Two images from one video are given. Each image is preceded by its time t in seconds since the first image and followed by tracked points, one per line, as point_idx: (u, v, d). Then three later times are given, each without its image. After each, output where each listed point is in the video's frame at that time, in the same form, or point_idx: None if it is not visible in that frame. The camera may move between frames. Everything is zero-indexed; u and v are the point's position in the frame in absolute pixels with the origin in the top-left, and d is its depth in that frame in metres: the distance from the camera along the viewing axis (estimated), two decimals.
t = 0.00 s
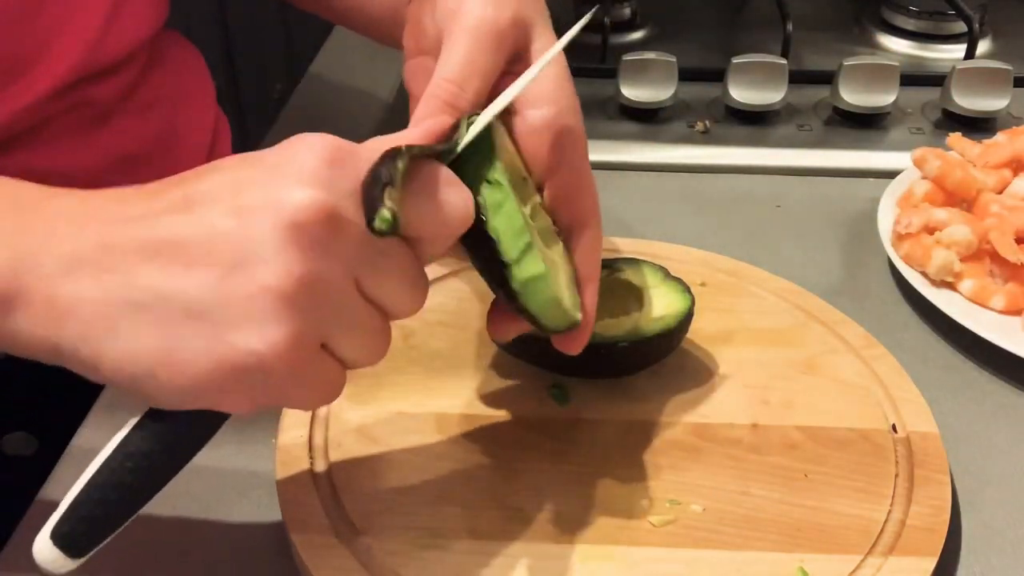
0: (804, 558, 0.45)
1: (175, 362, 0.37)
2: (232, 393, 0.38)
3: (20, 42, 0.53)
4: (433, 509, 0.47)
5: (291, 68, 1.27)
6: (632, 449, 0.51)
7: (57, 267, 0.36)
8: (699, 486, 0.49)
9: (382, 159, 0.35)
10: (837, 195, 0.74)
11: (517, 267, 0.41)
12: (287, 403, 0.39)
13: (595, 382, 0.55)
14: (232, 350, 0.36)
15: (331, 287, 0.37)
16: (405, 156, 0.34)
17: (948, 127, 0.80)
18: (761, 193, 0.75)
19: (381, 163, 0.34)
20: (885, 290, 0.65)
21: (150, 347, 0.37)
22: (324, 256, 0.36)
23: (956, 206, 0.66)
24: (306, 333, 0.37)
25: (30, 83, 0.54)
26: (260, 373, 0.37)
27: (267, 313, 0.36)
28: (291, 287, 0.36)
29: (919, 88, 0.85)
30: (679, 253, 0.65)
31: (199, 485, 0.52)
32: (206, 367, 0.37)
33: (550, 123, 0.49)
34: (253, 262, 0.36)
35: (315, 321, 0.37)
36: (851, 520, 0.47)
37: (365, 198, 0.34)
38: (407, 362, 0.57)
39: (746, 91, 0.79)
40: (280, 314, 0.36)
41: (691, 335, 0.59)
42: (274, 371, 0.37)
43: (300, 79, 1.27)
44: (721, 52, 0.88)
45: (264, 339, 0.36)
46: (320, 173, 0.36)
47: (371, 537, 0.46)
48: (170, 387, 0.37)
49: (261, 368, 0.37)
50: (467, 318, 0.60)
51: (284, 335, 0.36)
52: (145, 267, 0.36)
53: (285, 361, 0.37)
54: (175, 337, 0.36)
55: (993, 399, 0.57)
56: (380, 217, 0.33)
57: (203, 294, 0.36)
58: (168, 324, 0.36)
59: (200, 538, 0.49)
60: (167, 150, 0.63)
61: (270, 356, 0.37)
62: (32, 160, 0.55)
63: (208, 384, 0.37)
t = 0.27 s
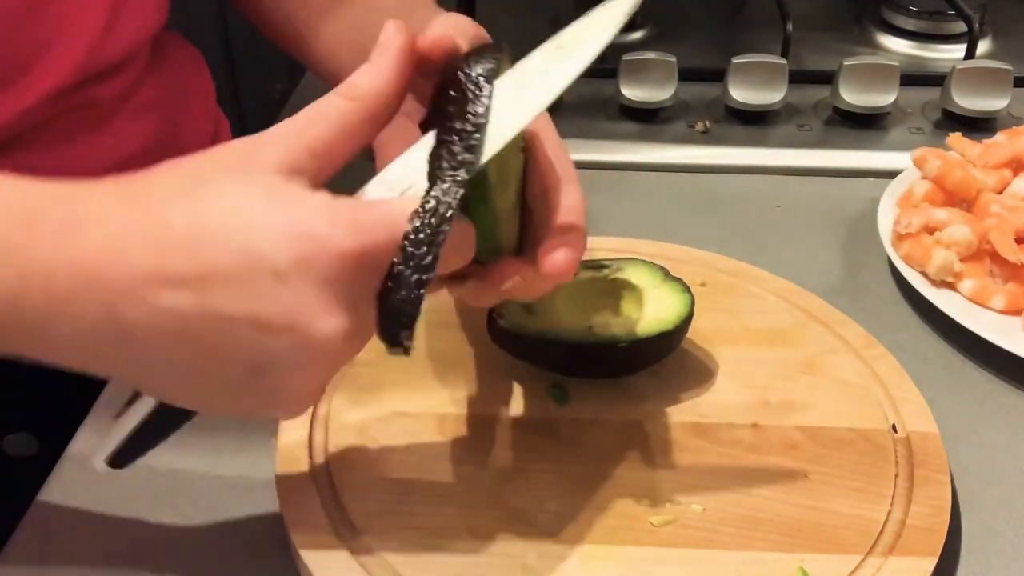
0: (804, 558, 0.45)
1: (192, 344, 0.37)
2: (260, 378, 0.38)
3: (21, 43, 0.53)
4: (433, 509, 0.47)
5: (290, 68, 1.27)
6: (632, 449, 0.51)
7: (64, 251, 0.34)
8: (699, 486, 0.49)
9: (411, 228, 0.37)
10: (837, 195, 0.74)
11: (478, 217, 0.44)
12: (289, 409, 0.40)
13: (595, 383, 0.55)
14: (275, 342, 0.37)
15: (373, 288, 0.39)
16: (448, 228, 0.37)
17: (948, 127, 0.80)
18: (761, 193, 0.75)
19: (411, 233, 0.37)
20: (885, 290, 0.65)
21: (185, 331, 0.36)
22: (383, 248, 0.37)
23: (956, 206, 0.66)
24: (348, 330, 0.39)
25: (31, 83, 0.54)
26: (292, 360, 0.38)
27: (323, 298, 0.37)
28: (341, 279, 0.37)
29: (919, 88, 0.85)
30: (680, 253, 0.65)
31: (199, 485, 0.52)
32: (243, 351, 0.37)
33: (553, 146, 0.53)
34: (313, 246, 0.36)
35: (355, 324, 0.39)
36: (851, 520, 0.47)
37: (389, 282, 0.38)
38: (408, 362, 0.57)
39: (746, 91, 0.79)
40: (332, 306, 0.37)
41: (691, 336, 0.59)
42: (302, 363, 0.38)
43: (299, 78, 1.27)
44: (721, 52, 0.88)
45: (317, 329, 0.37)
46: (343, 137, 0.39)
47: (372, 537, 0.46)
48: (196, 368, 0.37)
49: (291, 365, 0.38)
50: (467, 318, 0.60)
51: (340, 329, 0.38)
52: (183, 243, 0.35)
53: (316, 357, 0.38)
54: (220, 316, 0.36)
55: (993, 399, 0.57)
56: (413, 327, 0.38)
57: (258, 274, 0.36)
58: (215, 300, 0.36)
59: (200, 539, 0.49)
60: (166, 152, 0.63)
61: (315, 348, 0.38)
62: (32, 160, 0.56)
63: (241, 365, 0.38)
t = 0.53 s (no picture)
0: (804, 558, 0.45)
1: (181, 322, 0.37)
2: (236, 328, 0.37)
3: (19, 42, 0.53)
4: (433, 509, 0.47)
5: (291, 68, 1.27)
6: (632, 449, 0.51)
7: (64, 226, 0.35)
8: (699, 486, 0.49)
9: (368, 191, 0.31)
10: (837, 195, 0.74)
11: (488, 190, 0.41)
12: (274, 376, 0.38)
13: (595, 384, 0.55)
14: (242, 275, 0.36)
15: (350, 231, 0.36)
16: (399, 195, 0.31)
17: (948, 127, 0.80)
18: (761, 193, 0.75)
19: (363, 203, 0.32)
20: (885, 290, 0.65)
21: (161, 283, 0.36)
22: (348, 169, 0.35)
23: (956, 206, 0.66)
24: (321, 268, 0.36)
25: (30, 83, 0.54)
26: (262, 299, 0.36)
27: (288, 225, 0.35)
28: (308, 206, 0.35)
29: (919, 88, 0.85)
30: (679, 253, 0.65)
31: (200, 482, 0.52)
32: (212, 290, 0.36)
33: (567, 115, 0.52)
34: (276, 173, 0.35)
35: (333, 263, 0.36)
36: (851, 520, 0.47)
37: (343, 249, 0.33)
38: (409, 363, 0.57)
39: (746, 91, 0.79)
40: (297, 236, 0.35)
41: (691, 336, 0.59)
42: (301, 340, 0.38)
43: (300, 78, 1.27)
44: (721, 52, 0.89)
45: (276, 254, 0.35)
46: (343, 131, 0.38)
47: (372, 536, 0.46)
48: (176, 322, 0.37)
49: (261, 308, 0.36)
50: (467, 318, 0.60)
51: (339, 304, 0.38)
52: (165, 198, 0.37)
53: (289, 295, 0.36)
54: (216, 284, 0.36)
55: (993, 399, 0.57)
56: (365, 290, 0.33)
57: (224, 207, 0.36)
58: (184, 240, 0.36)
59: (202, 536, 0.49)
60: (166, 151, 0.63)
61: (284, 284, 0.36)
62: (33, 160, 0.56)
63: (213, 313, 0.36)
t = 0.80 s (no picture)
0: (804, 558, 0.45)
1: (167, 312, 0.35)
2: (229, 295, 0.35)
3: (17, 42, 0.53)
4: (433, 509, 0.47)
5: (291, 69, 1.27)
6: (632, 449, 0.51)
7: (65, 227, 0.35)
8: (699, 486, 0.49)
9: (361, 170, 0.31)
10: (837, 195, 0.74)
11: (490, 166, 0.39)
12: (266, 349, 0.36)
13: (594, 384, 0.55)
14: (238, 239, 0.34)
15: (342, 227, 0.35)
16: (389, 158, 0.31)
17: (948, 127, 0.80)
18: (761, 193, 0.75)
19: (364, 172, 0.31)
20: (885, 290, 0.65)
21: (156, 252, 0.35)
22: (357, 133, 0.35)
23: (956, 206, 0.66)
24: (321, 233, 0.34)
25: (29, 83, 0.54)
26: (258, 262, 0.35)
27: (282, 197, 0.34)
28: (313, 169, 0.34)
29: (919, 88, 0.85)
30: (679, 253, 0.65)
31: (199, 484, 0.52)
32: (206, 254, 0.35)
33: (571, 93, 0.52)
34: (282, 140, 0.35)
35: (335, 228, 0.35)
36: (851, 520, 0.47)
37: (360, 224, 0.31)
38: (409, 363, 0.57)
39: (746, 91, 0.79)
40: (298, 196, 0.34)
41: (691, 336, 0.59)
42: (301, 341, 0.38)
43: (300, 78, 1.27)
44: (721, 52, 0.88)
45: (273, 214, 0.34)
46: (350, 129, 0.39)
47: (371, 536, 0.46)
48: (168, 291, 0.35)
49: (257, 272, 0.35)
50: (467, 318, 0.60)
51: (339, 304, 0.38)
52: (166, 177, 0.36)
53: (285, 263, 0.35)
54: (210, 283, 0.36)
55: (993, 399, 0.57)
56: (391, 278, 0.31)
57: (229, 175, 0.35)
58: (180, 207, 0.35)
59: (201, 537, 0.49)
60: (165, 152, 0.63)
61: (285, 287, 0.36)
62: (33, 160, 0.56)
63: (208, 277, 0.35)
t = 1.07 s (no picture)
0: (804, 558, 0.45)
1: (192, 342, 0.37)
2: (252, 356, 0.37)
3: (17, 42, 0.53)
4: (432, 508, 0.47)
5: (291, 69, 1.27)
6: (633, 449, 0.51)
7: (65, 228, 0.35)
8: (699, 486, 0.49)
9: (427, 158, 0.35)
10: (837, 195, 0.74)
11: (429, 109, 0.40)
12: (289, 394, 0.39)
13: (594, 385, 0.55)
14: (256, 313, 0.36)
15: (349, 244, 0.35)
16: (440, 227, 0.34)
17: (948, 126, 0.80)
18: (761, 193, 0.75)
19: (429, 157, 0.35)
20: (885, 290, 0.65)
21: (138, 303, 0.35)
22: (357, 197, 0.34)
23: (956, 206, 0.66)
24: (332, 301, 0.36)
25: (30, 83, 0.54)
26: (278, 337, 0.36)
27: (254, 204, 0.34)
28: (316, 241, 0.35)
29: (919, 88, 0.85)
30: (679, 253, 0.65)
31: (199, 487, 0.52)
32: (226, 326, 0.36)
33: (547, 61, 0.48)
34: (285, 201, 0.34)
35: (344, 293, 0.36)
36: (850, 520, 0.47)
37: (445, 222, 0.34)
38: (409, 363, 0.57)
39: (746, 91, 0.79)
40: (316, 271, 0.35)
41: (691, 336, 0.59)
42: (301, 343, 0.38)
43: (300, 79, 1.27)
44: (721, 52, 0.88)
45: (293, 286, 0.35)
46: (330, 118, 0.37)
47: (371, 536, 0.46)
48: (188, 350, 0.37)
49: (273, 343, 0.37)
50: (467, 318, 0.60)
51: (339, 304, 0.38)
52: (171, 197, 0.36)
53: (304, 329, 0.36)
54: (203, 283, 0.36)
55: (993, 399, 0.57)
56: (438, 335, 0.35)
57: (225, 233, 0.34)
58: (187, 266, 0.35)
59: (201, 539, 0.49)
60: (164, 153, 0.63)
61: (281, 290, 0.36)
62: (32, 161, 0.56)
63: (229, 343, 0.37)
